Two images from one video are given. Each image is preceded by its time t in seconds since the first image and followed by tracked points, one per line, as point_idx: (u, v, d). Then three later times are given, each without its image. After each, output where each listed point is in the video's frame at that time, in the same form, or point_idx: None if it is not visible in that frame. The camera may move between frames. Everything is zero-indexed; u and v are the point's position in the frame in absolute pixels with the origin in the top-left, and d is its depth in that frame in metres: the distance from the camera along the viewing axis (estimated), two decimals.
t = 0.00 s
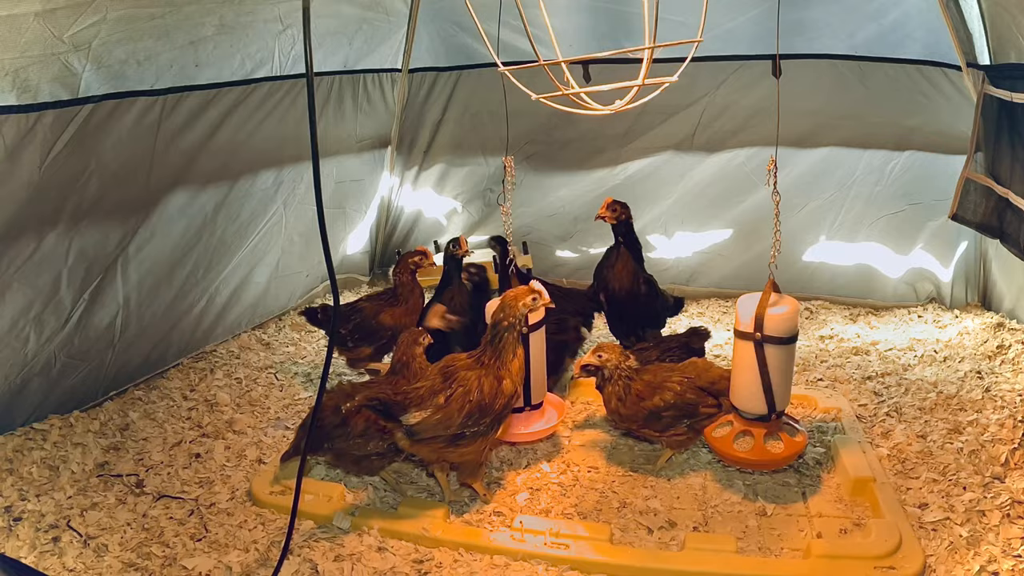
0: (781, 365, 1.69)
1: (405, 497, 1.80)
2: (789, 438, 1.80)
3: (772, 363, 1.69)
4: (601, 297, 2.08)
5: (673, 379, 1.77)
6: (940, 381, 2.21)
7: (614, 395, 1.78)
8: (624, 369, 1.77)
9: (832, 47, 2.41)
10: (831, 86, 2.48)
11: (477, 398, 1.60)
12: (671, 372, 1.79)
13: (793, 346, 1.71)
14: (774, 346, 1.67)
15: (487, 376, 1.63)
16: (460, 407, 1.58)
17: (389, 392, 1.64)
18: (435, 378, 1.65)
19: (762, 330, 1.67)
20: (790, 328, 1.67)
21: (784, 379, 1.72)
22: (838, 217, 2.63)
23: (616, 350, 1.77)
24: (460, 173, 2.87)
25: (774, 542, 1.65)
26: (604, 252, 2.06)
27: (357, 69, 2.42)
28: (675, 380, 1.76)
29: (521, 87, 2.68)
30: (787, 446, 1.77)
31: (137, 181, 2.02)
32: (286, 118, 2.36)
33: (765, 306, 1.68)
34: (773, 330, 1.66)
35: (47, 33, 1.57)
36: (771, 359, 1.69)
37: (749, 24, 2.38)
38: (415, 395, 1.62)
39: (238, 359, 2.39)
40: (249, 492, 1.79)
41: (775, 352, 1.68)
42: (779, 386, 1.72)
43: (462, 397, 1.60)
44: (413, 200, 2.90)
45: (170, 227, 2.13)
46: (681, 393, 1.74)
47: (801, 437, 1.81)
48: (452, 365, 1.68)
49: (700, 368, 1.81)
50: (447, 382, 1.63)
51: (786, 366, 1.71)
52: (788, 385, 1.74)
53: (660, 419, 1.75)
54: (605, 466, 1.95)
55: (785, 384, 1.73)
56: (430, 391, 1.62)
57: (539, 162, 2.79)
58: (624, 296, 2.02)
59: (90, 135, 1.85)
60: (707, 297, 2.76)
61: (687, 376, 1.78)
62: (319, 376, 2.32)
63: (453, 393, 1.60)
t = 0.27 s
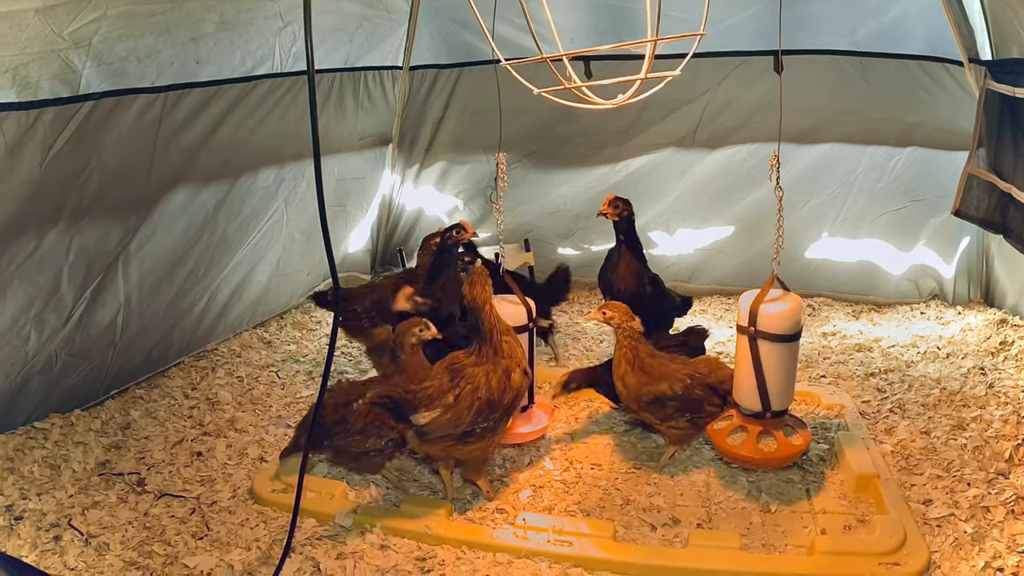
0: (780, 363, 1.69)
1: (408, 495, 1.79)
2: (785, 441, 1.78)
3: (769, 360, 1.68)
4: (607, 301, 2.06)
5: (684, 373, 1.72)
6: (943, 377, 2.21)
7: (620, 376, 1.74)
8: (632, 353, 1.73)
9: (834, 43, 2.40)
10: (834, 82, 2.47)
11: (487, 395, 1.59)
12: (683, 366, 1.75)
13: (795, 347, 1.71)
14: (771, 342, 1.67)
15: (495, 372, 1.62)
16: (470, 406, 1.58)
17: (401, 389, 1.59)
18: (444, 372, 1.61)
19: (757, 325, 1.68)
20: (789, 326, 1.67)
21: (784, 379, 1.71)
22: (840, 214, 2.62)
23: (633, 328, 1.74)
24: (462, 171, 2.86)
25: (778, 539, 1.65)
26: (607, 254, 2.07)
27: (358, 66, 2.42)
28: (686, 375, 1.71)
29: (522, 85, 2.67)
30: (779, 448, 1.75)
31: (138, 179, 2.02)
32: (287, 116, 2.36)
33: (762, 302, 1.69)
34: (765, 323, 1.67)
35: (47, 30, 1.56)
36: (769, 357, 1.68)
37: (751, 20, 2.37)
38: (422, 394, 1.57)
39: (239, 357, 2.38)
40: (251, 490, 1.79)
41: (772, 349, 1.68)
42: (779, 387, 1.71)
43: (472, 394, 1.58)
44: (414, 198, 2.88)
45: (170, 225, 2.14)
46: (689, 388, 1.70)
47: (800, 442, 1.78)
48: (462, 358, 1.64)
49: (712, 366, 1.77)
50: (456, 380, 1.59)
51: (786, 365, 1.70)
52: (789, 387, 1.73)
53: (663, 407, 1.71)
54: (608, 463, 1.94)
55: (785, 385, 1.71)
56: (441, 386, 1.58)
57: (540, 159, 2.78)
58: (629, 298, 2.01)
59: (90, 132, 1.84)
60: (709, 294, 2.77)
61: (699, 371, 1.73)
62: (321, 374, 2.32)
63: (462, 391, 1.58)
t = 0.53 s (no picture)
0: (777, 366, 1.68)
1: (405, 498, 1.78)
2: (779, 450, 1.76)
3: (764, 362, 1.68)
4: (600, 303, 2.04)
5: (684, 373, 1.72)
6: (944, 377, 2.19)
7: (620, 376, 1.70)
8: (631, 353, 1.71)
9: (833, 42, 2.39)
10: (833, 81, 2.46)
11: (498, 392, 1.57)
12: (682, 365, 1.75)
13: (794, 351, 1.69)
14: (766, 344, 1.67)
15: (500, 372, 1.60)
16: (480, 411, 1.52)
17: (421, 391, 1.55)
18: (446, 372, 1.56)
19: (750, 324, 1.69)
20: (785, 329, 1.66)
21: (781, 384, 1.69)
22: (840, 214, 2.61)
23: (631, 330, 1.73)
24: (460, 171, 2.84)
25: (777, 542, 1.64)
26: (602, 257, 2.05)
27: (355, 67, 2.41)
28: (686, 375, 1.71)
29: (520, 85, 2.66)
30: (772, 454, 1.74)
31: (135, 182, 2.01)
32: (284, 117, 2.35)
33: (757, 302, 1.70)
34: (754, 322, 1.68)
35: (41, 31, 1.56)
36: (764, 359, 1.68)
37: (749, 19, 2.36)
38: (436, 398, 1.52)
39: (238, 358, 2.38)
40: (248, 493, 1.78)
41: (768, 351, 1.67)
42: (777, 390, 1.70)
43: (489, 400, 1.54)
44: (413, 198, 2.88)
45: (168, 226, 2.14)
46: (691, 389, 1.70)
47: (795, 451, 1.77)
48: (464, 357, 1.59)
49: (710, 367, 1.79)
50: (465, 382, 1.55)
51: (784, 369, 1.68)
52: (789, 391, 1.71)
53: (665, 407, 1.69)
54: (607, 465, 1.94)
55: (783, 390, 1.70)
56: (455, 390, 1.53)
57: (539, 159, 2.77)
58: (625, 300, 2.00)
59: (86, 134, 1.84)
60: (709, 294, 2.76)
61: (696, 372, 1.74)
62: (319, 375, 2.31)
63: (480, 398, 1.53)
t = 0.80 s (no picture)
0: (772, 372, 1.67)
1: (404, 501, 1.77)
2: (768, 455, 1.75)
3: (756, 362, 1.68)
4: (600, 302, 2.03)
5: (677, 371, 1.72)
6: (944, 379, 2.19)
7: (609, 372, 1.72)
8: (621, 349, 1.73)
9: (832, 43, 2.38)
10: (833, 82, 2.45)
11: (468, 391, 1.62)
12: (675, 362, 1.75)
13: (793, 358, 1.67)
14: (760, 349, 1.66)
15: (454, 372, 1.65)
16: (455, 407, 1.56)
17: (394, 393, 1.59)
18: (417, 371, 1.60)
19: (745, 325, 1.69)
20: (780, 334, 1.65)
21: (779, 390, 1.68)
22: (840, 215, 2.60)
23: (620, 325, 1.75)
24: (459, 173, 2.83)
25: (776, 546, 1.63)
26: (603, 254, 2.04)
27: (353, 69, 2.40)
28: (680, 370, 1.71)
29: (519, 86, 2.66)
30: (757, 456, 1.74)
31: (132, 186, 2.01)
32: (282, 119, 2.35)
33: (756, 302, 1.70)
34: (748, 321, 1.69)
35: (35, 35, 1.57)
36: (759, 363, 1.68)
37: (748, 20, 2.35)
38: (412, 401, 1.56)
39: (236, 361, 2.38)
40: (246, 496, 1.78)
41: (763, 357, 1.67)
42: (774, 397, 1.69)
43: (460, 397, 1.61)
44: (411, 200, 2.87)
45: (166, 229, 2.14)
46: (686, 384, 1.70)
47: (785, 460, 1.74)
48: (419, 359, 1.63)
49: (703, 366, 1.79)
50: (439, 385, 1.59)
51: (780, 375, 1.67)
52: (788, 397, 1.69)
53: (657, 403, 1.69)
54: (605, 468, 1.93)
55: (779, 394, 1.68)
56: (433, 395, 1.55)
57: (538, 161, 2.76)
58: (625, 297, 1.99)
59: (83, 138, 1.84)
60: (708, 296, 2.76)
61: (690, 369, 1.74)
62: (318, 378, 2.31)
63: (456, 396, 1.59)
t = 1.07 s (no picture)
0: (769, 372, 1.67)
1: (407, 502, 1.77)
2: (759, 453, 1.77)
3: (755, 362, 1.68)
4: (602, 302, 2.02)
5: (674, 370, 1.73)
6: (945, 379, 2.19)
7: (605, 372, 1.73)
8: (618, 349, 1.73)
9: (834, 43, 2.39)
10: (835, 82, 2.45)
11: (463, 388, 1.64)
12: (671, 362, 1.75)
13: (792, 359, 1.67)
14: (758, 348, 1.67)
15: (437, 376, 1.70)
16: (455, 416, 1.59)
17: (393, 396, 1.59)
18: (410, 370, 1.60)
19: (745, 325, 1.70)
20: (778, 335, 1.65)
21: (775, 390, 1.69)
22: (842, 215, 2.60)
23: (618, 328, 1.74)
24: (461, 173, 2.83)
25: (778, 546, 1.64)
26: (607, 255, 2.04)
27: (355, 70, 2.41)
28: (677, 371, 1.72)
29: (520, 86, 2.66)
30: (747, 453, 1.76)
31: (133, 187, 2.01)
32: (285, 119, 2.35)
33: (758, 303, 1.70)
34: (747, 322, 1.69)
35: (39, 36, 1.59)
36: (759, 363, 1.68)
37: (749, 20, 2.35)
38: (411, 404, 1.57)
39: (238, 361, 2.38)
40: (249, 497, 1.78)
41: (760, 356, 1.67)
42: (770, 396, 1.69)
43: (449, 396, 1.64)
44: (413, 200, 2.87)
45: (168, 230, 2.14)
46: (683, 385, 1.71)
47: (774, 463, 1.75)
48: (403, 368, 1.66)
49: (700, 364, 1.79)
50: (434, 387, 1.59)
51: (777, 376, 1.67)
52: (785, 398, 1.70)
53: (654, 406, 1.70)
54: (608, 469, 1.93)
55: (780, 394, 1.69)
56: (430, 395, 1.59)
57: (539, 161, 2.77)
58: (629, 299, 1.99)
59: (85, 139, 1.84)
60: (710, 296, 2.76)
61: (687, 368, 1.75)
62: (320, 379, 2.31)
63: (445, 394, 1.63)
